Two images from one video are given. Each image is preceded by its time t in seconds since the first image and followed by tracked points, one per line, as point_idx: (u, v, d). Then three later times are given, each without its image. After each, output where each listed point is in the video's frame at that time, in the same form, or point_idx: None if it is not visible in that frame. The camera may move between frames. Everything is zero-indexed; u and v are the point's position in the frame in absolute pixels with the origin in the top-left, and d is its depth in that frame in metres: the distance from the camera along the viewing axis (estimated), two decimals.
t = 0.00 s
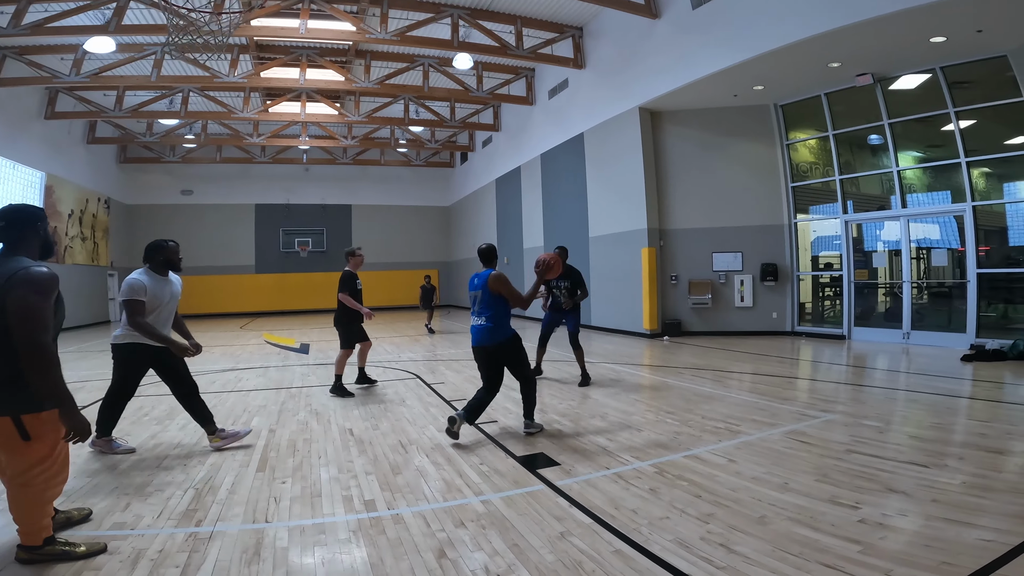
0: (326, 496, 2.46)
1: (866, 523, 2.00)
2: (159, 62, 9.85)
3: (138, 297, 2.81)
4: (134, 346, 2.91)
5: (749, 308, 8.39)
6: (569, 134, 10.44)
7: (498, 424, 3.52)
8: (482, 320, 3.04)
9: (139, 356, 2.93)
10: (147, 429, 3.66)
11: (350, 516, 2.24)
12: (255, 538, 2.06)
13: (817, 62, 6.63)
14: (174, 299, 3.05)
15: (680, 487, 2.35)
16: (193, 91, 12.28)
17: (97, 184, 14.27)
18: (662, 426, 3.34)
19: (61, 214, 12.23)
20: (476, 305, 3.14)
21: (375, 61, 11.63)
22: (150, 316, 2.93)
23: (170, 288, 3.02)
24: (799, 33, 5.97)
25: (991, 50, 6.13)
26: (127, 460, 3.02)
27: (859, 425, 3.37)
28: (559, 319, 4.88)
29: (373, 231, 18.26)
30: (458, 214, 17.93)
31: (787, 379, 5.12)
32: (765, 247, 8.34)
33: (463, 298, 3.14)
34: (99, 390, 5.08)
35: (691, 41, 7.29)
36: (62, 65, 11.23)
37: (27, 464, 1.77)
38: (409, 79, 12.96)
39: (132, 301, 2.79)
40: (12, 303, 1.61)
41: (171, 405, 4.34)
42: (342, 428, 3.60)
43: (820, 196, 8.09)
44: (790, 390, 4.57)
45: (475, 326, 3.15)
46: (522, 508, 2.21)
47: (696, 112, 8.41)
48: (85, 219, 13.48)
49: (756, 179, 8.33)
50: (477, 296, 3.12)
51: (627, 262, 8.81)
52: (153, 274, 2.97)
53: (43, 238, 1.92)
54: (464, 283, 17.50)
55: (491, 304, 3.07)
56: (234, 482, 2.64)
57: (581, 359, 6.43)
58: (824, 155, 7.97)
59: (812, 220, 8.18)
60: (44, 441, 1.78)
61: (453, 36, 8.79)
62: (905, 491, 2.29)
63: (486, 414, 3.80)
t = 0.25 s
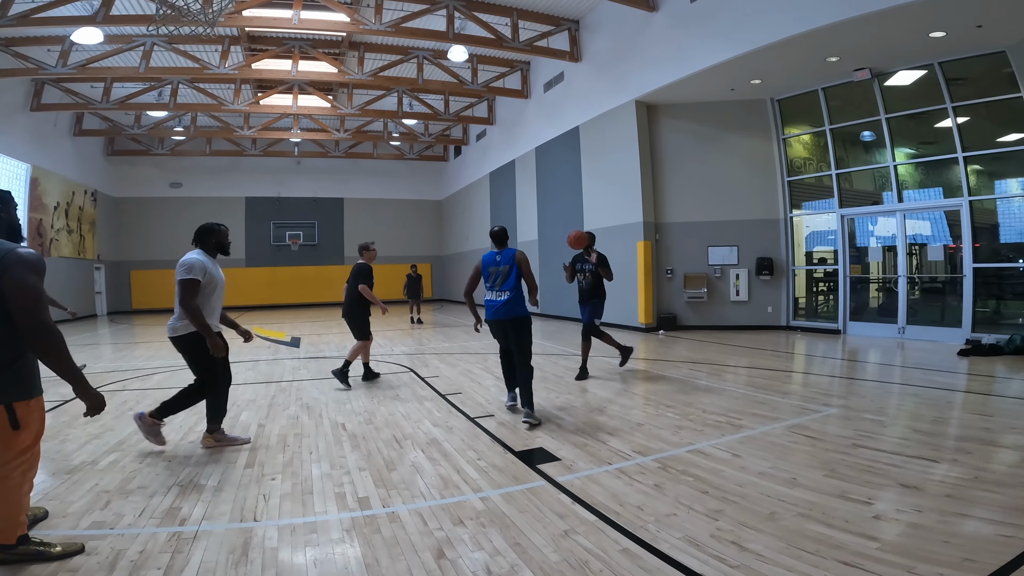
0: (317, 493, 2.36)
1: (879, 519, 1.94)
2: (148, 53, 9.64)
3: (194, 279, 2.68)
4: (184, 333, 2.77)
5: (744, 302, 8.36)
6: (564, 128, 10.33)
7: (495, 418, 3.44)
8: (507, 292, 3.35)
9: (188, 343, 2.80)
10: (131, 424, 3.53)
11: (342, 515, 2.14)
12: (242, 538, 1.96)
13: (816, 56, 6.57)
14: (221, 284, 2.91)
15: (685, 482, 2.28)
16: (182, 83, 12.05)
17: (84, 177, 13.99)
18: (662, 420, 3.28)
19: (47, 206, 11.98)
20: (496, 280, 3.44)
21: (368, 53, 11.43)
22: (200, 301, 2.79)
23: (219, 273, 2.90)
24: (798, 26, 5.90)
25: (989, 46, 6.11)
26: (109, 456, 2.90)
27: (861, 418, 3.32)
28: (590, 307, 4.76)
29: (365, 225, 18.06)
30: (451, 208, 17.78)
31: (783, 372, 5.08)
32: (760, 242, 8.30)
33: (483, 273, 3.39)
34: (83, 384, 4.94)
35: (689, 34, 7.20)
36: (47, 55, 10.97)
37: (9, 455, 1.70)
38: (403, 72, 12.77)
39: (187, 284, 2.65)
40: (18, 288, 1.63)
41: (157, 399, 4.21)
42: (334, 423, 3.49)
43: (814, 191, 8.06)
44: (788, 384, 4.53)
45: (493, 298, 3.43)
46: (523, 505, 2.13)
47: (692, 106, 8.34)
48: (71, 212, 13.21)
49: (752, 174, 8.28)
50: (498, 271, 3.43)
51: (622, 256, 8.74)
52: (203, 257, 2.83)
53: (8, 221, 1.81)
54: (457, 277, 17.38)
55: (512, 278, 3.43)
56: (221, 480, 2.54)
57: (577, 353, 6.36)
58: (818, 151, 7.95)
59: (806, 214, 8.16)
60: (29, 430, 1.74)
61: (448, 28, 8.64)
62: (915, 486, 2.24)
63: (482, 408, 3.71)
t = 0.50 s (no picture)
0: (310, 500, 2.28)
1: (896, 526, 1.86)
2: (142, 49, 9.52)
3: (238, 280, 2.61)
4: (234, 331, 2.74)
5: (745, 301, 8.29)
6: (564, 125, 10.23)
7: (495, 420, 3.35)
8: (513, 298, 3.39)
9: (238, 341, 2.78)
10: (120, 426, 3.44)
11: (335, 523, 2.06)
12: (230, 548, 1.88)
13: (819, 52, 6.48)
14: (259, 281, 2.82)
15: (692, 488, 2.20)
16: (178, 80, 11.91)
17: (78, 174, 13.85)
18: (666, 422, 3.20)
19: (41, 204, 11.84)
20: (499, 285, 3.40)
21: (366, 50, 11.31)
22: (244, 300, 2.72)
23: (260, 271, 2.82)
24: (802, 21, 5.81)
25: (994, 44, 6.04)
26: (95, 460, 2.81)
27: (868, 420, 3.25)
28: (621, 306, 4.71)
29: (363, 223, 17.94)
30: (449, 205, 17.67)
31: (785, 372, 5.01)
32: (761, 240, 8.23)
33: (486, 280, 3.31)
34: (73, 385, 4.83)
35: (690, 30, 7.11)
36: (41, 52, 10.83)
37: (2, 456, 1.65)
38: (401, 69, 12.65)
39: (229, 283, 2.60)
40: None
41: (148, 401, 4.11)
42: (328, 425, 3.40)
43: (814, 189, 7.99)
44: (792, 384, 4.45)
45: (496, 303, 3.42)
46: (524, 513, 2.05)
47: (693, 103, 8.26)
48: (65, 210, 13.07)
49: (754, 171, 8.20)
50: (500, 276, 3.39)
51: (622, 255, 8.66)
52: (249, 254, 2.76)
53: None
54: (455, 275, 17.28)
55: (515, 282, 3.43)
56: (210, 485, 2.45)
57: (577, 352, 6.28)
58: (819, 149, 7.87)
59: (805, 213, 8.09)
60: (19, 428, 1.69)
61: (447, 24, 8.53)
62: (930, 491, 2.16)
63: (481, 410, 3.63)
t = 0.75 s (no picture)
0: (299, 507, 2.23)
1: (894, 537, 1.83)
2: (136, 47, 9.45)
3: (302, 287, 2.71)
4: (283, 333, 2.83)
5: (743, 301, 8.26)
6: (562, 124, 10.18)
7: (489, 424, 3.31)
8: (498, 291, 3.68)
9: (285, 342, 2.86)
10: (108, 429, 3.39)
11: (324, 531, 2.02)
12: (215, 556, 1.84)
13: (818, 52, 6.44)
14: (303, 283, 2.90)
15: (687, 497, 2.16)
16: (173, 78, 11.83)
17: (73, 172, 13.76)
18: (662, 426, 3.16)
19: (36, 202, 11.77)
20: (482, 280, 3.67)
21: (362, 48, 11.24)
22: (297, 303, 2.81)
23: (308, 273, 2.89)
24: (800, 20, 5.77)
25: (994, 44, 6.01)
26: (82, 464, 2.77)
27: (866, 424, 3.22)
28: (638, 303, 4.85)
29: (360, 221, 17.87)
30: (447, 204, 17.62)
31: (783, 374, 4.97)
32: (759, 240, 8.20)
33: (472, 275, 3.56)
34: (65, 386, 4.78)
35: (689, 29, 7.06)
36: (35, 50, 10.76)
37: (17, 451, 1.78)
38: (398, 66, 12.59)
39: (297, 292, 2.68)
40: None
41: (139, 403, 4.06)
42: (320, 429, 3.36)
43: (812, 188, 7.96)
44: (789, 386, 4.42)
45: (483, 298, 3.67)
46: (516, 522, 2.01)
47: (691, 102, 8.22)
48: (60, 208, 12.99)
49: (752, 171, 8.16)
50: (482, 272, 3.66)
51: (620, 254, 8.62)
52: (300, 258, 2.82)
53: None
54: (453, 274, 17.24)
55: (496, 278, 3.73)
56: (198, 491, 2.40)
57: (573, 353, 6.24)
58: (817, 148, 7.83)
59: (803, 212, 8.06)
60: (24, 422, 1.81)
61: (444, 22, 8.47)
62: (929, 499, 2.13)
63: (475, 413, 3.59)
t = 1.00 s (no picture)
0: (277, 509, 2.16)
1: (895, 543, 1.75)
2: (130, 44, 9.34)
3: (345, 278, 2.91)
4: (312, 322, 2.87)
5: (742, 299, 8.17)
6: (560, 121, 10.08)
7: (480, 424, 3.23)
8: (472, 291, 4.03)
9: (310, 331, 2.90)
10: (89, 428, 3.31)
11: (300, 535, 1.94)
12: (184, 560, 1.76)
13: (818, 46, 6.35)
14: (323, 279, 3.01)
15: (681, 501, 2.08)
16: (168, 75, 11.71)
17: (69, 169, 13.66)
18: (656, 427, 3.08)
19: (30, 199, 11.66)
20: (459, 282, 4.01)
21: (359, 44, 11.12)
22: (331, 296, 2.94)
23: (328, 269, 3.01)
24: (800, 14, 5.68)
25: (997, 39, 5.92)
26: (57, 464, 2.69)
27: (866, 425, 3.14)
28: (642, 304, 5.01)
29: (358, 218, 17.76)
30: (445, 201, 17.52)
31: (781, 372, 4.89)
32: (758, 237, 8.11)
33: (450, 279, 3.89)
34: (51, 384, 4.69)
35: (687, 23, 6.97)
36: (29, 48, 10.66)
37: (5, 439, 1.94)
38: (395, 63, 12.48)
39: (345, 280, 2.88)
40: None
41: (124, 402, 3.98)
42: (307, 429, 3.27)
43: (811, 185, 7.87)
44: (788, 385, 4.34)
45: (458, 298, 4.02)
46: (502, 527, 1.93)
47: (690, 98, 8.13)
48: (55, 205, 12.89)
49: (752, 167, 8.07)
50: (459, 275, 4.01)
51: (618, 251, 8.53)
52: (331, 253, 2.97)
53: None
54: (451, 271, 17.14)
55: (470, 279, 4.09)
56: (173, 492, 2.33)
57: (569, 351, 6.16)
58: (817, 145, 7.75)
59: (803, 209, 7.97)
60: None
61: (441, 17, 8.37)
62: (932, 504, 2.05)
63: (467, 413, 3.51)
